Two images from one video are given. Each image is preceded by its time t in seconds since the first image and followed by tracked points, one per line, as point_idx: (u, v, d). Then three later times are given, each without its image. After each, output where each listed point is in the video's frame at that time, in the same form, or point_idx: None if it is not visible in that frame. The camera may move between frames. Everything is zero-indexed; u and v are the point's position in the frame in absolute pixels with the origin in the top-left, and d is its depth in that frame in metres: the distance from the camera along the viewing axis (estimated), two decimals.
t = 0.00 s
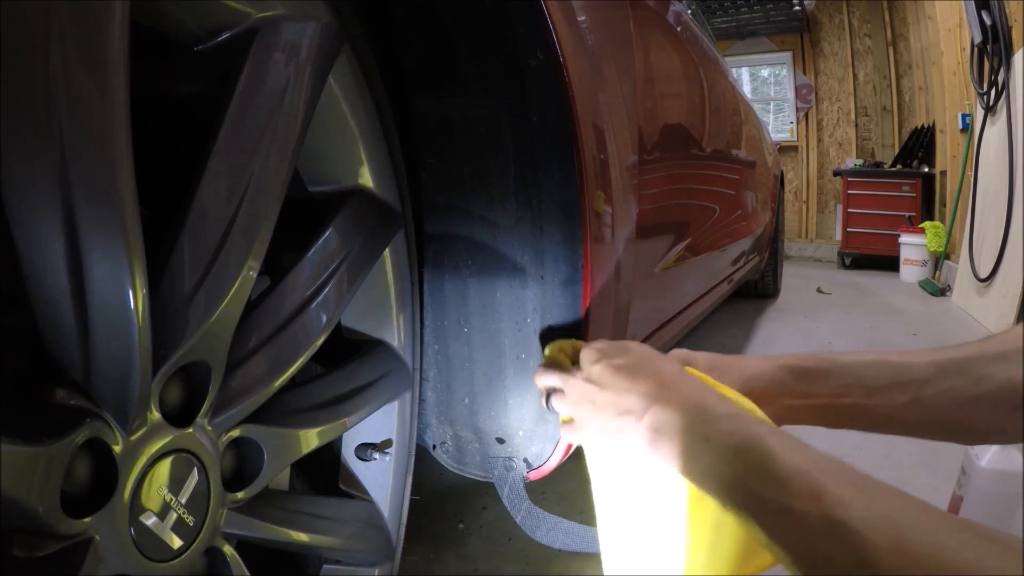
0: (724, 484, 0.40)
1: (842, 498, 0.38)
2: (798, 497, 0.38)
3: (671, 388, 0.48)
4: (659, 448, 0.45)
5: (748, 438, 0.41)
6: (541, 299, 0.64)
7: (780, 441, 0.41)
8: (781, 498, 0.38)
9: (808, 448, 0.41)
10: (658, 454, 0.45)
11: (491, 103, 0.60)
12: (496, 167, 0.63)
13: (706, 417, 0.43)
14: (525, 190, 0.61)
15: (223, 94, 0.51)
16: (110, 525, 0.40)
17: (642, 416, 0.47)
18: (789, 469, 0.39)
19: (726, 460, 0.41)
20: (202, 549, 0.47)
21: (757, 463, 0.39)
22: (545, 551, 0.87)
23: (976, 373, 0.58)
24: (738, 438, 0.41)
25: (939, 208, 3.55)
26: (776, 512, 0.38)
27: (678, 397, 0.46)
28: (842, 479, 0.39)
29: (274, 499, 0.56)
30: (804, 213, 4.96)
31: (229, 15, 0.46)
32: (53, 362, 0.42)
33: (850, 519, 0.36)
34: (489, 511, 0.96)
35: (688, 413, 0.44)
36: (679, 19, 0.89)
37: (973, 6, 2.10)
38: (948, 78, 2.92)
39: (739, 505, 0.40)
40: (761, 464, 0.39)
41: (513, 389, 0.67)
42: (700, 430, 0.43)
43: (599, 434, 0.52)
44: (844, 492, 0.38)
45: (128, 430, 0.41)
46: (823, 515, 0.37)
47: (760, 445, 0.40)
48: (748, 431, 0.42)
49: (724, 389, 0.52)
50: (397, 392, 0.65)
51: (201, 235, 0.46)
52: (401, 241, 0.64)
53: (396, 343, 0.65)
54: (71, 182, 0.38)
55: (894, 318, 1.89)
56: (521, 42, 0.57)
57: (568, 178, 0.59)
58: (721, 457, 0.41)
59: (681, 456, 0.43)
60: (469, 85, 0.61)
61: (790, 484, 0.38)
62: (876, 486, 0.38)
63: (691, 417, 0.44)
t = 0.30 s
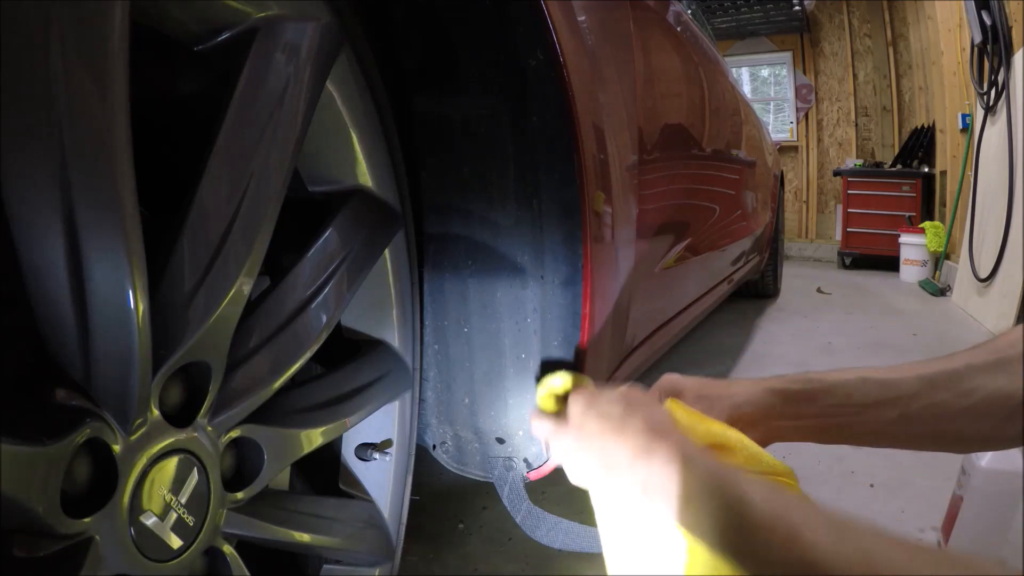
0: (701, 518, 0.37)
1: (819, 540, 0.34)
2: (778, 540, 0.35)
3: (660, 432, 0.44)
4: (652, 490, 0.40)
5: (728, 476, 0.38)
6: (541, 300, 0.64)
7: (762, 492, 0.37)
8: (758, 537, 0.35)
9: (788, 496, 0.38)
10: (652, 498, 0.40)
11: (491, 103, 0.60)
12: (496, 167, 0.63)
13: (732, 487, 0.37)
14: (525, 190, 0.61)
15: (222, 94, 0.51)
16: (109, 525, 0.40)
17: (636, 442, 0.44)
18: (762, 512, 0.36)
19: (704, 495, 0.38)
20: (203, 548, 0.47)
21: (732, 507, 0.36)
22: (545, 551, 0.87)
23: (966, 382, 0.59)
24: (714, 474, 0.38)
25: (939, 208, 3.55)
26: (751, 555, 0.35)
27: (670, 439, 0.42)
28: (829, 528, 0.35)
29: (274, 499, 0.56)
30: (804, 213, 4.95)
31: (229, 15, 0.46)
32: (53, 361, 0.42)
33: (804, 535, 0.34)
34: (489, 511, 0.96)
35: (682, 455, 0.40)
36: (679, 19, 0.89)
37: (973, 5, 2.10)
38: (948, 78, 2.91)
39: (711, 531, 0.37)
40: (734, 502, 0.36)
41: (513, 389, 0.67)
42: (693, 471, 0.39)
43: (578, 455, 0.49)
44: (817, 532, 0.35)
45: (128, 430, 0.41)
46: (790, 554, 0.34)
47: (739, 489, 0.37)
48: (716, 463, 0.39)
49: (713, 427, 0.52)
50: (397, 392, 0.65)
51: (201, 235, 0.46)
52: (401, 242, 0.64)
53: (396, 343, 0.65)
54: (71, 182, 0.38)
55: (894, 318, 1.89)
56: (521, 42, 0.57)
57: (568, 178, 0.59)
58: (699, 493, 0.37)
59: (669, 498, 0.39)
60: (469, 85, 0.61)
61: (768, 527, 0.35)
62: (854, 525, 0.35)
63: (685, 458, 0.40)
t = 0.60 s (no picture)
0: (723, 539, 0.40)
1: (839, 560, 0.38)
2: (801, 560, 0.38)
3: (681, 456, 0.46)
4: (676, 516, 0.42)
5: (746, 494, 0.41)
6: (541, 300, 0.64)
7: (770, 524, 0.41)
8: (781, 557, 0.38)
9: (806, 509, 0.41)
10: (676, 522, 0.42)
11: (491, 104, 0.60)
12: (495, 167, 0.63)
13: (754, 498, 0.41)
14: (525, 190, 0.61)
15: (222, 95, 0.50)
16: (109, 525, 0.40)
17: (661, 465, 0.45)
18: (785, 530, 0.39)
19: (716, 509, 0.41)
20: (203, 548, 0.47)
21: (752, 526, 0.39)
22: (544, 551, 0.87)
23: (967, 380, 0.54)
24: (737, 499, 0.41)
25: (939, 208, 3.55)
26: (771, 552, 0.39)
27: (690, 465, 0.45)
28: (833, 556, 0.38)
29: (274, 499, 0.56)
30: (804, 213, 4.95)
31: (229, 16, 0.46)
32: (53, 362, 0.42)
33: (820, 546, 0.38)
34: (488, 511, 0.96)
35: (705, 483, 0.42)
36: (679, 19, 0.89)
37: (973, 6, 2.10)
38: (948, 78, 2.91)
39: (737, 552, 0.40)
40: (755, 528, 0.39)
41: (513, 388, 0.67)
42: (722, 497, 0.41)
43: (596, 476, 0.49)
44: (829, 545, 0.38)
45: (128, 430, 0.41)
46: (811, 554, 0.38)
47: (758, 506, 0.40)
48: (732, 480, 0.43)
49: (723, 441, 0.54)
50: (397, 392, 0.65)
51: (202, 236, 0.46)
52: (400, 242, 0.64)
53: (396, 343, 0.65)
54: (71, 182, 0.38)
55: (893, 318, 1.89)
56: (521, 43, 0.57)
57: (568, 178, 0.59)
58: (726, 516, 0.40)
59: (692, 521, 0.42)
60: (469, 85, 0.61)
61: (789, 544, 0.38)
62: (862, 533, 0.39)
63: (711, 486, 0.42)
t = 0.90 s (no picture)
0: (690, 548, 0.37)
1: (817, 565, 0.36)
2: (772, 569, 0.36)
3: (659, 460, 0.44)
4: (654, 518, 0.39)
5: (722, 503, 0.39)
6: (541, 300, 0.64)
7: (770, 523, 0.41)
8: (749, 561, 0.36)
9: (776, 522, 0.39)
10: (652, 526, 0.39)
11: (491, 103, 0.60)
12: (495, 167, 0.63)
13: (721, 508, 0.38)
14: (525, 190, 0.61)
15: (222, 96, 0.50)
16: (109, 525, 0.40)
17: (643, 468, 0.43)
18: (757, 539, 0.37)
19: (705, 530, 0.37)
20: (202, 549, 0.47)
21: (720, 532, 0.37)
22: (545, 551, 0.87)
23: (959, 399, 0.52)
24: (708, 505, 0.38)
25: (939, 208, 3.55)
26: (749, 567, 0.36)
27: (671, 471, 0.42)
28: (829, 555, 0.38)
29: (274, 499, 0.56)
30: (804, 213, 4.95)
31: (229, 16, 0.46)
32: (53, 362, 0.42)
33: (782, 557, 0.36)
34: (488, 511, 0.96)
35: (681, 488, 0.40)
36: (679, 19, 0.89)
37: (973, 5, 2.10)
38: (949, 78, 2.91)
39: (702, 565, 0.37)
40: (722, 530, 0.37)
41: (513, 388, 0.67)
42: (693, 501, 0.39)
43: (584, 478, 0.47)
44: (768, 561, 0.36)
45: (128, 430, 0.41)
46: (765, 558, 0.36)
47: (731, 514, 0.38)
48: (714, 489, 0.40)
49: (707, 457, 0.47)
50: (397, 392, 0.65)
51: (201, 236, 0.46)
52: (400, 242, 0.64)
53: (396, 343, 0.66)
54: (71, 182, 0.38)
55: (893, 318, 1.89)
56: (521, 42, 0.57)
57: (568, 178, 0.59)
58: (701, 521, 0.38)
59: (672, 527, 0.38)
60: (469, 85, 0.61)
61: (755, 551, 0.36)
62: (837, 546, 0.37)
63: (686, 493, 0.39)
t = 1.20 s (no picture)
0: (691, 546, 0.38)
1: (817, 569, 0.36)
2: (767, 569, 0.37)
3: (659, 461, 0.45)
4: (652, 518, 0.41)
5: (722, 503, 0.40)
6: (541, 299, 0.64)
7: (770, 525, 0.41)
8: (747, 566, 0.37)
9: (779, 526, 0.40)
10: (650, 525, 0.41)
11: (491, 103, 0.60)
12: (495, 167, 0.63)
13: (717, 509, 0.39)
14: (525, 190, 0.61)
15: (222, 96, 0.50)
16: (109, 525, 0.40)
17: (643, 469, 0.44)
18: (757, 539, 0.38)
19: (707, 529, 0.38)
20: (203, 549, 0.47)
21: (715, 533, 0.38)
22: (545, 552, 0.87)
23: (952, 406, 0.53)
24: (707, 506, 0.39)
25: (939, 208, 3.55)
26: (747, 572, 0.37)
27: (669, 473, 0.43)
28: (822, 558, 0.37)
29: (274, 499, 0.56)
30: (804, 213, 4.95)
31: (228, 16, 0.46)
32: (53, 362, 0.42)
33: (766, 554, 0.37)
34: (489, 511, 0.96)
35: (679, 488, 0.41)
36: (679, 18, 0.89)
37: (973, 5, 2.09)
38: (949, 78, 2.90)
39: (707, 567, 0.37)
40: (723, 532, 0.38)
41: (513, 388, 0.67)
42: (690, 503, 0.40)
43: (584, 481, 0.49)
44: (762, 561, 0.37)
45: (128, 430, 0.41)
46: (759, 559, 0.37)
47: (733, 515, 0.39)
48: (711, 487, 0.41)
49: (707, 461, 0.49)
50: (397, 392, 0.65)
51: (202, 236, 0.46)
52: (400, 242, 0.64)
53: (396, 343, 0.66)
54: (71, 182, 0.38)
55: (894, 318, 1.89)
56: (521, 43, 0.57)
57: (568, 178, 0.59)
58: (698, 521, 0.39)
59: (669, 526, 0.39)
60: (469, 85, 0.61)
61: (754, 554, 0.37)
62: (831, 545, 0.38)
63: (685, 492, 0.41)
